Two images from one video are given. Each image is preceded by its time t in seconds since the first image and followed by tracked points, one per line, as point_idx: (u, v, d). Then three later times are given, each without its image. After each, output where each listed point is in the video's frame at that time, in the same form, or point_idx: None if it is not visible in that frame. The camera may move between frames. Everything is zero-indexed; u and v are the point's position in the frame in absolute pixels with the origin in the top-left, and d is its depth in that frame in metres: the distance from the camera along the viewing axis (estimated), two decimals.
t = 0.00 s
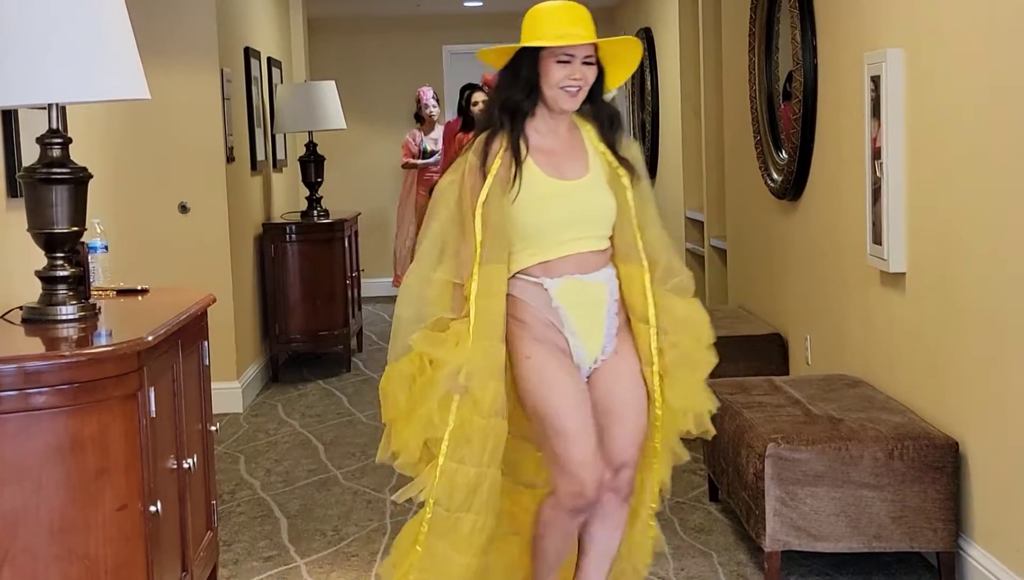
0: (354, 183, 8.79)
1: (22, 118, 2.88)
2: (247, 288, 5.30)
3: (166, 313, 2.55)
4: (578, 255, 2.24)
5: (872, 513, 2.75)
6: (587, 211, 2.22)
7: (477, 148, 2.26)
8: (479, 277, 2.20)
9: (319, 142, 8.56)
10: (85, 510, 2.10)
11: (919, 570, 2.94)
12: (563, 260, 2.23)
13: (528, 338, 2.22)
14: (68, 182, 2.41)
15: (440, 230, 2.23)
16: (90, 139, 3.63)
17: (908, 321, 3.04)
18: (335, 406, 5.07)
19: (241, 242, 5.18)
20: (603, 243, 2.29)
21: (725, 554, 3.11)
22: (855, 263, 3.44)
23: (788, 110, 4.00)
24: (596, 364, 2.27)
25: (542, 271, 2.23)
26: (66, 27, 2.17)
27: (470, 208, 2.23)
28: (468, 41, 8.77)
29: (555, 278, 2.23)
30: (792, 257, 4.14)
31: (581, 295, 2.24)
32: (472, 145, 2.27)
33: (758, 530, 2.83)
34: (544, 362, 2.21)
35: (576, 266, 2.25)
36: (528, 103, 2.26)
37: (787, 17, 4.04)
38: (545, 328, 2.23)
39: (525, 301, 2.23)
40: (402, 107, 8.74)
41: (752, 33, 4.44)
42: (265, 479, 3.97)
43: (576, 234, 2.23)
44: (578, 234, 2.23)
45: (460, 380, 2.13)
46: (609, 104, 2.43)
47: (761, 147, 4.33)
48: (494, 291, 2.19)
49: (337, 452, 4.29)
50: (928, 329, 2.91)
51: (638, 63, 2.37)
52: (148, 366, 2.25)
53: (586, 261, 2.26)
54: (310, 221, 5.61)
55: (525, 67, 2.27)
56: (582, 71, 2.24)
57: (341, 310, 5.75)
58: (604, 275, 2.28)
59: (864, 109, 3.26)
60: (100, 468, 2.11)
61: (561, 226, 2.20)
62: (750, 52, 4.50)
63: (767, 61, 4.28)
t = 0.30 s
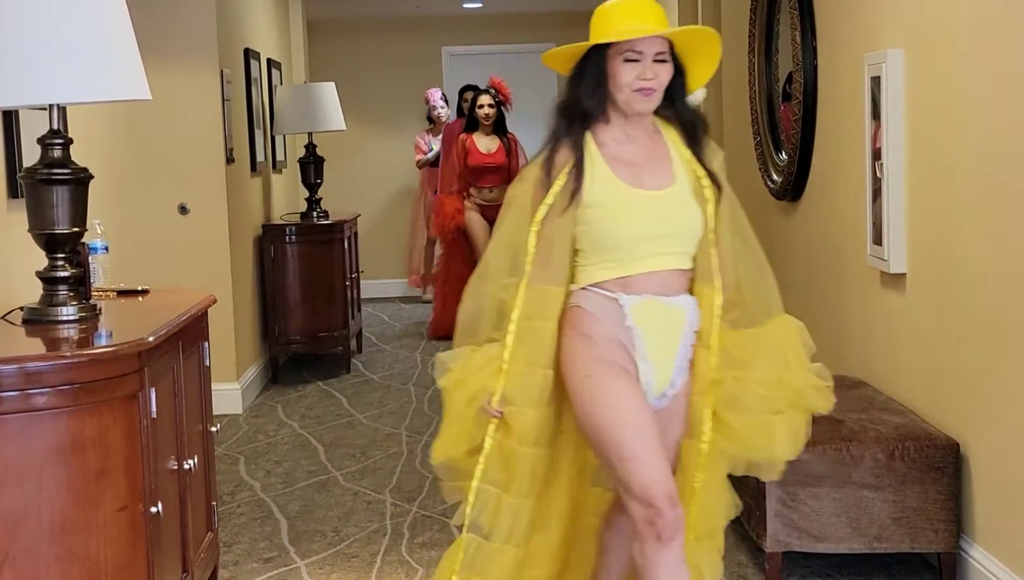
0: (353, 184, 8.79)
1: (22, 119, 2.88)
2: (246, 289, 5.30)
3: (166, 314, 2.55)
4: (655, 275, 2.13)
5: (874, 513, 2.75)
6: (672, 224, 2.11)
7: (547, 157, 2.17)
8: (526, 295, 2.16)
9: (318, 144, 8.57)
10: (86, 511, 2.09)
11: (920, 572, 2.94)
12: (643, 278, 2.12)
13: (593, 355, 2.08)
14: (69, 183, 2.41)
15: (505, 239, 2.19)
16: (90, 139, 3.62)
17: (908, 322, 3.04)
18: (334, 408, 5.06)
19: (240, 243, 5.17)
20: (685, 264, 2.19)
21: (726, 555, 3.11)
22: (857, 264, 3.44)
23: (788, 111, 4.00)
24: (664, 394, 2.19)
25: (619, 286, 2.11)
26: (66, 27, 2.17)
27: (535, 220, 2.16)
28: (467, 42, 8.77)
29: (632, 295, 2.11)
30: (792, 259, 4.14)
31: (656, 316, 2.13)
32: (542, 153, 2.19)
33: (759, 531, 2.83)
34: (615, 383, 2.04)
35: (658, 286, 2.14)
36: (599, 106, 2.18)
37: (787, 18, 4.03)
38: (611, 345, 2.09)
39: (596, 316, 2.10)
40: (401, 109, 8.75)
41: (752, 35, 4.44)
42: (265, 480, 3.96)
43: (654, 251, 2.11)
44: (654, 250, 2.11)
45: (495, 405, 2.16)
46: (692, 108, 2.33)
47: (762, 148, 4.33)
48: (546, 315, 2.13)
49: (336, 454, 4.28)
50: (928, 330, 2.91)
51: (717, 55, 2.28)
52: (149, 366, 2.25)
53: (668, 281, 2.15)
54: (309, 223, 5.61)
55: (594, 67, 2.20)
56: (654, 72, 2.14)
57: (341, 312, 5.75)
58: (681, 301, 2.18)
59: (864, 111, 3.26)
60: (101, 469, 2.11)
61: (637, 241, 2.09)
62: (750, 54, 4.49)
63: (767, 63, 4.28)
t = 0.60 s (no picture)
0: (356, 184, 8.79)
1: (28, 121, 2.89)
2: (250, 290, 5.30)
3: (171, 314, 2.55)
4: (727, 260, 2.00)
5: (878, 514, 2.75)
6: (745, 205, 1.98)
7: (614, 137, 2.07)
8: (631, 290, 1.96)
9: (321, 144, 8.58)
10: (92, 511, 2.10)
11: (925, 573, 2.94)
12: (708, 265, 1.99)
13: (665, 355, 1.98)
14: (74, 184, 2.41)
15: (571, 233, 2.05)
16: (95, 140, 3.63)
17: (913, 323, 3.04)
18: (337, 408, 5.07)
19: (244, 244, 5.18)
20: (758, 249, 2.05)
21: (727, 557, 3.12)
22: (862, 265, 3.43)
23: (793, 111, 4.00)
24: (732, 394, 2.00)
25: (682, 275, 1.99)
26: (68, 27, 2.17)
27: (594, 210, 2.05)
28: (470, 42, 8.77)
29: (695, 283, 1.99)
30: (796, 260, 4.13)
31: (723, 304, 1.99)
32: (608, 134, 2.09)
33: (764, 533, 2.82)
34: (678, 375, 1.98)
35: (726, 274, 2.01)
36: (669, 75, 2.06)
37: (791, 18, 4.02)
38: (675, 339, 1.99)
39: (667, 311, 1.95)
40: (404, 109, 8.75)
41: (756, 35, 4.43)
42: (269, 481, 3.97)
43: (726, 235, 1.98)
44: (725, 233, 1.98)
45: (631, 393, 1.92)
46: (774, 85, 2.23)
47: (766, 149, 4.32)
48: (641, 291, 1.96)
49: (340, 454, 4.29)
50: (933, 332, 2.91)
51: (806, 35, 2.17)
52: (153, 367, 2.25)
53: (736, 267, 2.02)
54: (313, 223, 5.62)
55: (663, 35, 2.07)
56: (729, 43, 2.00)
57: (345, 312, 5.75)
58: (749, 286, 2.02)
59: (869, 112, 3.26)
60: (106, 469, 2.11)
61: (706, 223, 1.96)
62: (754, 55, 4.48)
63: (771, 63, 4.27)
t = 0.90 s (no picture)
0: (359, 185, 8.80)
1: (31, 121, 2.89)
2: (254, 290, 5.31)
3: (175, 315, 2.55)
4: (817, 291, 1.88)
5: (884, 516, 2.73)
6: (836, 235, 1.86)
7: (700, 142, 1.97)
8: (680, 307, 1.88)
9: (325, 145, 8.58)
10: (96, 510, 2.10)
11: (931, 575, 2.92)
12: (796, 297, 1.87)
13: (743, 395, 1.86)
14: (78, 185, 2.42)
15: (640, 256, 1.95)
16: (98, 139, 3.63)
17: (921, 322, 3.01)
18: (341, 408, 5.07)
19: (248, 244, 5.18)
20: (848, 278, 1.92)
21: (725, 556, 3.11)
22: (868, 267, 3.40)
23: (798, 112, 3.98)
24: (842, 432, 1.88)
25: (767, 309, 1.88)
26: (73, 27, 2.18)
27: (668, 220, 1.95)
28: (474, 42, 8.77)
29: (786, 318, 1.86)
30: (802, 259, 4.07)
31: (816, 338, 1.86)
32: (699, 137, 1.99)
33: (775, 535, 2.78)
34: (757, 415, 1.84)
35: (817, 304, 1.88)
36: (759, 94, 1.94)
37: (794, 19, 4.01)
38: (771, 382, 1.85)
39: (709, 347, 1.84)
40: (408, 110, 8.75)
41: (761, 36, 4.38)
42: (273, 481, 3.97)
43: (817, 265, 1.87)
44: (815, 264, 1.86)
45: (647, 432, 1.80)
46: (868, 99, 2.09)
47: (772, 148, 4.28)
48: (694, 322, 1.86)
49: (344, 454, 4.29)
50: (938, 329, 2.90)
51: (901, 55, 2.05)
52: (157, 368, 2.26)
53: (828, 300, 1.89)
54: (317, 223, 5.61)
55: (751, 48, 1.96)
56: (821, 55, 1.88)
57: (348, 312, 5.75)
58: (844, 319, 1.90)
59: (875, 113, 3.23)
60: (109, 470, 2.11)
61: (795, 254, 1.84)
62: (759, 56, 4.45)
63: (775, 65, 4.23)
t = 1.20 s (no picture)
0: (362, 185, 8.80)
1: (35, 122, 2.89)
2: (257, 290, 5.31)
3: (180, 315, 2.55)
4: (909, 284, 1.67)
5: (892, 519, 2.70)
6: (931, 221, 1.64)
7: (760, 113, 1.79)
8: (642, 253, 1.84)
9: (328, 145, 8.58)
10: (99, 511, 2.10)
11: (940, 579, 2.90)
12: (894, 291, 1.67)
13: (836, 399, 1.63)
14: (81, 185, 2.42)
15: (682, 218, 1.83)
16: (102, 139, 3.64)
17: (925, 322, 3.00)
18: (344, 409, 5.07)
19: (252, 244, 5.18)
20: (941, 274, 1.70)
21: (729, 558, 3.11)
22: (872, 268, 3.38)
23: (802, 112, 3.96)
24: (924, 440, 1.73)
25: (860, 304, 1.67)
26: (76, 27, 2.17)
27: (687, 170, 1.86)
28: (478, 43, 8.77)
29: (880, 315, 1.66)
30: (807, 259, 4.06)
31: (912, 340, 1.68)
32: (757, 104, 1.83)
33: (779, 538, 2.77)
34: (857, 424, 1.60)
35: (912, 303, 1.68)
36: (829, 72, 1.73)
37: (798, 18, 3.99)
38: (865, 382, 1.64)
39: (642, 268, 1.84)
40: (411, 110, 8.75)
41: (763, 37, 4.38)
42: (276, 481, 3.97)
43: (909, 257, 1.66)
44: (913, 254, 1.66)
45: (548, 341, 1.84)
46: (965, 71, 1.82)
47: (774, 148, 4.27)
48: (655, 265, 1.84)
49: (347, 455, 4.29)
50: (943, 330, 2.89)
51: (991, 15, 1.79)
52: (161, 368, 2.25)
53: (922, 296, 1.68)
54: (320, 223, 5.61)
55: (816, 24, 1.74)
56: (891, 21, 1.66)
57: (352, 313, 5.75)
58: (941, 320, 1.71)
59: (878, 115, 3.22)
60: (113, 470, 2.11)
61: (883, 241, 1.63)
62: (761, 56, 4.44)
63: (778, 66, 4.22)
